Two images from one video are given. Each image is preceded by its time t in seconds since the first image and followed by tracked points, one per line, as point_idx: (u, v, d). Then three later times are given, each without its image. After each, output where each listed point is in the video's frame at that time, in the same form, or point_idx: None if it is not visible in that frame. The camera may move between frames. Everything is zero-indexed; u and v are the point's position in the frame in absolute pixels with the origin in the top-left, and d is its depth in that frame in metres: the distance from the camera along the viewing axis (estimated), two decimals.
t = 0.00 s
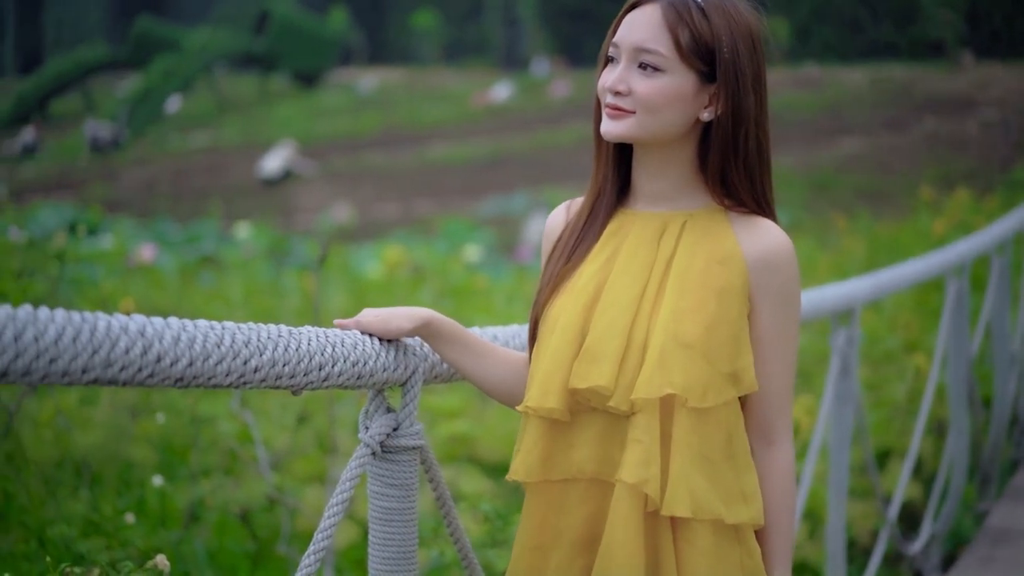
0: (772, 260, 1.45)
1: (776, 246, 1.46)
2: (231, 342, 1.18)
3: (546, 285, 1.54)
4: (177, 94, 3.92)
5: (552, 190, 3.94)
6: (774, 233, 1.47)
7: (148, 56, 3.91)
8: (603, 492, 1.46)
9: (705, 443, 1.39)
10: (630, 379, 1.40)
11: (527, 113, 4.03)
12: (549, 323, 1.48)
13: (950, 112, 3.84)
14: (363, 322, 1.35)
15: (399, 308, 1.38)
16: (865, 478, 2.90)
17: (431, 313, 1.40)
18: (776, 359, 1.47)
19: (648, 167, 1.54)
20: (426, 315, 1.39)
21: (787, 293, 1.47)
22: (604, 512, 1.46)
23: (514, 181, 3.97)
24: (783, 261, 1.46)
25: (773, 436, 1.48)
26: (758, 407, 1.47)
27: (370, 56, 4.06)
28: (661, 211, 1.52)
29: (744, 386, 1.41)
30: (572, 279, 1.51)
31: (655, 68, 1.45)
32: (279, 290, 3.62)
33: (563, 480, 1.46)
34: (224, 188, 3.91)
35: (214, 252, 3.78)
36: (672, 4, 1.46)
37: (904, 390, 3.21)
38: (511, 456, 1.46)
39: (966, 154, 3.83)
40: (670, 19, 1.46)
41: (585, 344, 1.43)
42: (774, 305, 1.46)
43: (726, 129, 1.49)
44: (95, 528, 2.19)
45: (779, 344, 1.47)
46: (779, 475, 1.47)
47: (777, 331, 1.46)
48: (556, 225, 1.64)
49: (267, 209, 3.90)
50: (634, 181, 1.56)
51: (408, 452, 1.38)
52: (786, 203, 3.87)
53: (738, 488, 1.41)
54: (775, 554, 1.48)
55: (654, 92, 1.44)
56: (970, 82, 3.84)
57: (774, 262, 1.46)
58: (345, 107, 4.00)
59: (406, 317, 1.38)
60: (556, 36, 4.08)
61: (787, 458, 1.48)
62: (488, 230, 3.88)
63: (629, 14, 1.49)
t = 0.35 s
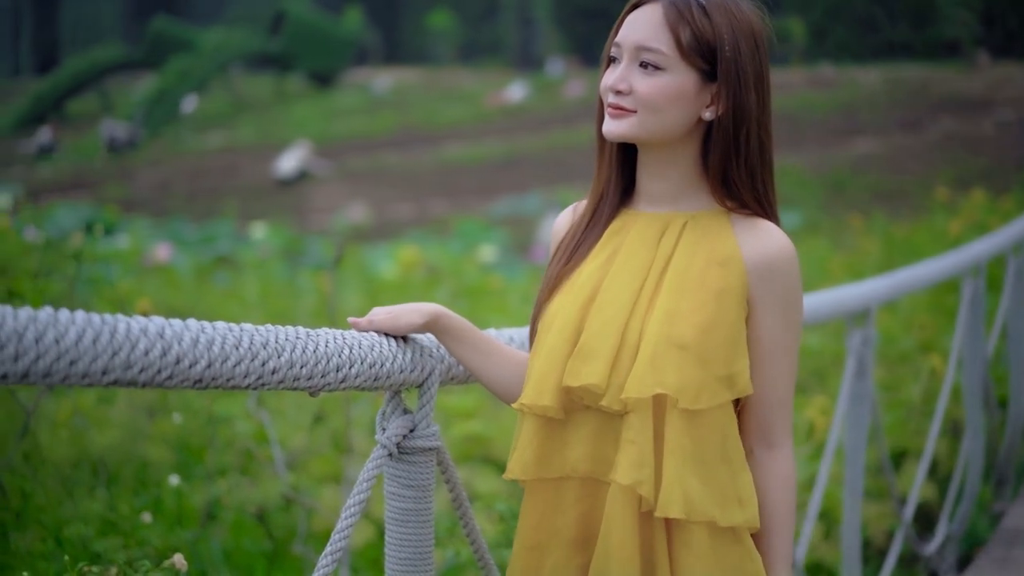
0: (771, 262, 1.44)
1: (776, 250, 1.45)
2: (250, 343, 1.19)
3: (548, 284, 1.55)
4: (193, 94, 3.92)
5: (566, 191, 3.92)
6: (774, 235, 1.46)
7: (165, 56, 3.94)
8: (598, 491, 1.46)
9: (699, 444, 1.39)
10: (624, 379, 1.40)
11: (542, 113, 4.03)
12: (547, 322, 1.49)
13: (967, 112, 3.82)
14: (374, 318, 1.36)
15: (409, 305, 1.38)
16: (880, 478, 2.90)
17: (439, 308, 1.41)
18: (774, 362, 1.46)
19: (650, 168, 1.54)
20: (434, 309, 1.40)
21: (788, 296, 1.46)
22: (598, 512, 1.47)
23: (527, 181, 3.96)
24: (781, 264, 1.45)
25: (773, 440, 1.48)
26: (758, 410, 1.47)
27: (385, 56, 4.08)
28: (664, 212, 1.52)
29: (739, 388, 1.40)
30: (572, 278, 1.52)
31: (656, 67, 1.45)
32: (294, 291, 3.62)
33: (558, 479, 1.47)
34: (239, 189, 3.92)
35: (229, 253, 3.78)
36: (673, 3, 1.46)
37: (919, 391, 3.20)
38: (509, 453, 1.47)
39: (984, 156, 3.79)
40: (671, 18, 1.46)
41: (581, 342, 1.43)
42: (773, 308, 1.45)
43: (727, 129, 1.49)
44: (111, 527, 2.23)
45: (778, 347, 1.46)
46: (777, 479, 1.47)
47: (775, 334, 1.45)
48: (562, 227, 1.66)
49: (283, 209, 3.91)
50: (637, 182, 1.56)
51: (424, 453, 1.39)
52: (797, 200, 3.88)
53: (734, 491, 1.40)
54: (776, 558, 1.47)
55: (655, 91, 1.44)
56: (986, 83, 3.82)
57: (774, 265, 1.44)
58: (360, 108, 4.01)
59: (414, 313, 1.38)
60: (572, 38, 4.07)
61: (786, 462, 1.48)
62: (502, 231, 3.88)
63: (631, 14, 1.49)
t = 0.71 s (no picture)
0: (764, 261, 1.43)
1: (768, 249, 1.44)
2: (265, 343, 1.20)
3: (545, 281, 1.56)
4: (209, 94, 3.93)
5: (581, 191, 3.92)
6: (770, 234, 1.45)
7: (180, 57, 3.96)
8: (588, 489, 1.46)
9: (684, 443, 1.38)
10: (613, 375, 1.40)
11: (557, 113, 4.04)
12: (541, 318, 1.49)
13: (983, 112, 3.81)
14: (375, 313, 1.37)
15: (410, 303, 1.38)
16: (895, 479, 2.90)
17: (439, 307, 1.40)
18: (766, 362, 1.44)
19: (648, 164, 1.54)
20: (433, 308, 1.39)
21: (781, 295, 1.44)
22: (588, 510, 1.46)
23: (541, 182, 3.98)
24: (774, 263, 1.43)
25: (762, 442, 1.45)
26: (748, 410, 1.45)
27: (399, 57, 4.09)
28: (660, 209, 1.52)
29: (729, 387, 1.39)
30: (567, 274, 1.53)
31: (652, 61, 1.45)
32: (308, 290, 3.67)
33: (550, 475, 1.47)
34: (256, 189, 3.94)
35: (245, 252, 3.81)
36: None
37: (933, 391, 3.20)
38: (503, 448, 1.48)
39: (1000, 156, 3.78)
40: (669, 12, 1.46)
41: (571, 338, 1.43)
42: (764, 307, 1.43)
43: (724, 124, 1.49)
44: (127, 526, 2.25)
45: (771, 347, 1.44)
46: (765, 480, 1.44)
47: (767, 334, 1.44)
48: (561, 224, 1.68)
49: (298, 210, 3.93)
50: (636, 178, 1.57)
51: (439, 452, 1.40)
52: (811, 201, 3.85)
53: (718, 492, 1.39)
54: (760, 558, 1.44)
55: (651, 85, 1.45)
56: (1002, 82, 3.81)
57: (766, 263, 1.43)
58: (375, 108, 4.01)
59: (413, 311, 1.38)
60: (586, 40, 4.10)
61: (773, 464, 1.45)
62: (517, 231, 3.90)
63: (629, 9, 1.49)
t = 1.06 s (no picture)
0: (752, 257, 1.42)
1: (756, 246, 1.42)
2: (273, 343, 1.21)
3: (537, 278, 1.57)
4: (220, 94, 3.95)
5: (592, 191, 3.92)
6: (759, 233, 1.43)
7: (191, 58, 3.96)
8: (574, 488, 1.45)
9: (667, 440, 1.37)
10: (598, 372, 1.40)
11: (570, 115, 4.08)
12: (530, 314, 1.50)
13: (994, 113, 3.81)
14: (368, 315, 1.34)
15: (400, 306, 1.36)
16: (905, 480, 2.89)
17: (431, 310, 1.38)
18: (754, 361, 1.43)
19: (640, 160, 1.54)
20: (425, 312, 1.37)
21: (770, 295, 1.42)
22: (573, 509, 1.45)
23: (553, 184, 3.99)
24: (762, 260, 1.42)
25: (747, 442, 1.44)
26: (733, 409, 1.43)
27: (410, 57, 4.09)
28: (651, 206, 1.52)
29: (714, 385, 1.38)
30: (556, 271, 1.53)
31: (643, 57, 1.45)
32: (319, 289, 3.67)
33: (538, 473, 1.47)
34: (268, 190, 3.95)
35: (255, 253, 3.80)
36: None
37: (943, 392, 3.19)
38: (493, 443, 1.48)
39: (1011, 156, 3.77)
40: (659, 7, 1.46)
41: (557, 335, 1.43)
42: (752, 305, 1.42)
43: (715, 120, 1.48)
44: (136, 525, 2.25)
45: (759, 346, 1.43)
46: (747, 481, 1.42)
47: (755, 333, 1.42)
48: (556, 220, 1.68)
49: (308, 210, 3.94)
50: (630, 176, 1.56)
51: (446, 451, 1.41)
52: (823, 200, 3.82)
53: (700, 491, 1.37)
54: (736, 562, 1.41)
55: (643, 81, 1.44)
56: (1013, 82, 3.80)
57: (754, 260, 1.42)
58: (385, 108, 4.02)
59: (405, 314, 1.36)
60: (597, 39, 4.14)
61: (757, 465, 1.43)
62: (527, 231, 3.90)
63: (620, 4, 1.49)
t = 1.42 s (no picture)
0: (735, 262, 1.42)
1: (739, 250, 1.43)
2: (280, 344, 1.21)
3: (526, 276, 1.58)
4: (233, 94, 3.95)
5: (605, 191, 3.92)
6: (745, 233, 1.44)
7: (204, 58, 3.98)
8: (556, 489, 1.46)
9: (648, 442, 1.38)
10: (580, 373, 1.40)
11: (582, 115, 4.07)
12: (517, 313, 1.51)
13: (1008, 113, 3.79)
14: (357, 323, 1.32)
15: (388, 310, 1.34)
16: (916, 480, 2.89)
17: (421, 314, 1.37)
18: (736, 366, 1.43)
19: (630, 159, 1.55)
20: (417, 317, 1.37)
21: (755, 297, 1.43)
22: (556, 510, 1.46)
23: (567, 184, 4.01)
24: (746, 264, 1.43)
25: (729, 444, 1.44)
26: (716, 412, 1.44)
27: (423, 57, 4.09)
28: (638, 206, 1.53)
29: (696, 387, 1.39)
30: (543, 270, 1.54)
31: (633, 51, 1.46)
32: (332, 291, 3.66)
33: (523, 472, 1.48)
34: (281, 189, 3.95)
35: (268, 253, 3.80)
36: None
37: (956, 393, 3.18)
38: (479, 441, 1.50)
39: None
40: (651, 3, 1.47)
41: (541, 334, 1.44)
42: (736, 309, 1.42)
43: (705, 117, 1.49)
44: (148, 526, 2.27)
45: (742, 350, 1.43)
46: (727, 484, 1.42)
47: (738, 337, 1.42)
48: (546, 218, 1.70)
49: (321, 210, 3.94)
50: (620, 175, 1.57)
51: (452, 452, 1.44)
52: (836, 201, 3.81)
53: (677, 494, 1.38)
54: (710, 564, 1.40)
55: (633, 75, 1.46)
56: None
57: (737, 264, 1.42)
58: (397, 108, 4.01)
59: (396, 319, 1.34)
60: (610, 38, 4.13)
61: (738, 467, 1.43)
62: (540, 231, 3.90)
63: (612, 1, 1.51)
